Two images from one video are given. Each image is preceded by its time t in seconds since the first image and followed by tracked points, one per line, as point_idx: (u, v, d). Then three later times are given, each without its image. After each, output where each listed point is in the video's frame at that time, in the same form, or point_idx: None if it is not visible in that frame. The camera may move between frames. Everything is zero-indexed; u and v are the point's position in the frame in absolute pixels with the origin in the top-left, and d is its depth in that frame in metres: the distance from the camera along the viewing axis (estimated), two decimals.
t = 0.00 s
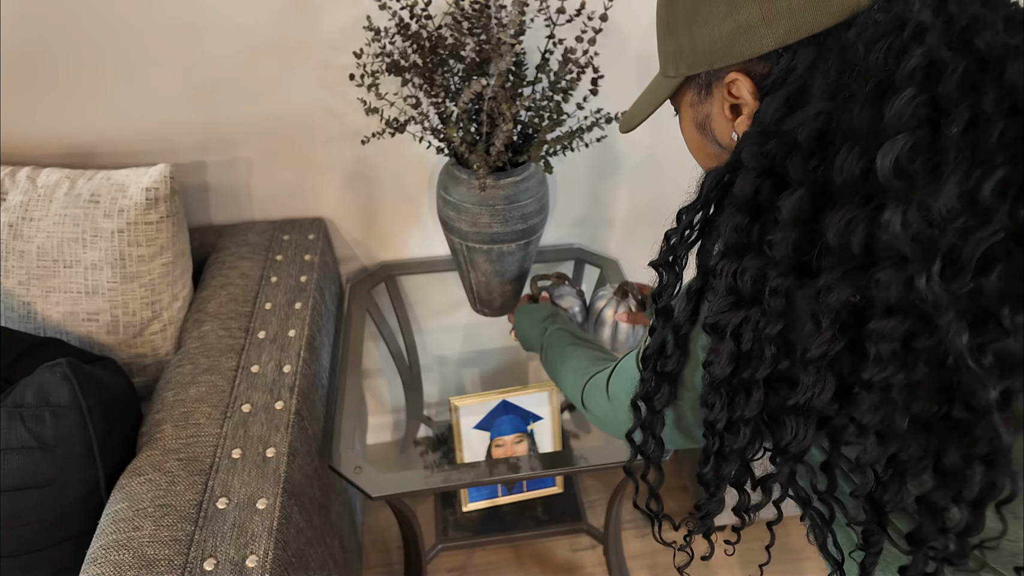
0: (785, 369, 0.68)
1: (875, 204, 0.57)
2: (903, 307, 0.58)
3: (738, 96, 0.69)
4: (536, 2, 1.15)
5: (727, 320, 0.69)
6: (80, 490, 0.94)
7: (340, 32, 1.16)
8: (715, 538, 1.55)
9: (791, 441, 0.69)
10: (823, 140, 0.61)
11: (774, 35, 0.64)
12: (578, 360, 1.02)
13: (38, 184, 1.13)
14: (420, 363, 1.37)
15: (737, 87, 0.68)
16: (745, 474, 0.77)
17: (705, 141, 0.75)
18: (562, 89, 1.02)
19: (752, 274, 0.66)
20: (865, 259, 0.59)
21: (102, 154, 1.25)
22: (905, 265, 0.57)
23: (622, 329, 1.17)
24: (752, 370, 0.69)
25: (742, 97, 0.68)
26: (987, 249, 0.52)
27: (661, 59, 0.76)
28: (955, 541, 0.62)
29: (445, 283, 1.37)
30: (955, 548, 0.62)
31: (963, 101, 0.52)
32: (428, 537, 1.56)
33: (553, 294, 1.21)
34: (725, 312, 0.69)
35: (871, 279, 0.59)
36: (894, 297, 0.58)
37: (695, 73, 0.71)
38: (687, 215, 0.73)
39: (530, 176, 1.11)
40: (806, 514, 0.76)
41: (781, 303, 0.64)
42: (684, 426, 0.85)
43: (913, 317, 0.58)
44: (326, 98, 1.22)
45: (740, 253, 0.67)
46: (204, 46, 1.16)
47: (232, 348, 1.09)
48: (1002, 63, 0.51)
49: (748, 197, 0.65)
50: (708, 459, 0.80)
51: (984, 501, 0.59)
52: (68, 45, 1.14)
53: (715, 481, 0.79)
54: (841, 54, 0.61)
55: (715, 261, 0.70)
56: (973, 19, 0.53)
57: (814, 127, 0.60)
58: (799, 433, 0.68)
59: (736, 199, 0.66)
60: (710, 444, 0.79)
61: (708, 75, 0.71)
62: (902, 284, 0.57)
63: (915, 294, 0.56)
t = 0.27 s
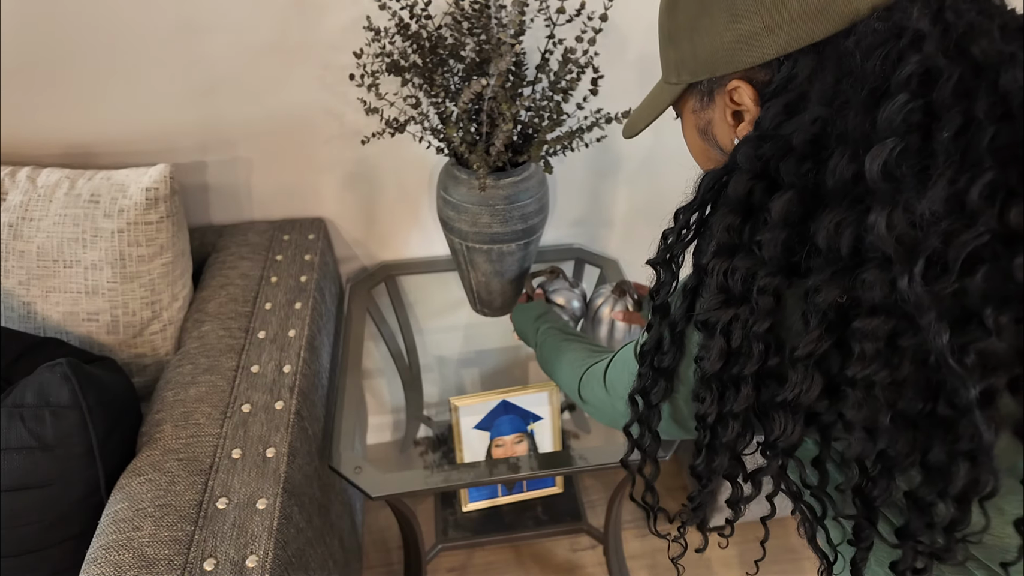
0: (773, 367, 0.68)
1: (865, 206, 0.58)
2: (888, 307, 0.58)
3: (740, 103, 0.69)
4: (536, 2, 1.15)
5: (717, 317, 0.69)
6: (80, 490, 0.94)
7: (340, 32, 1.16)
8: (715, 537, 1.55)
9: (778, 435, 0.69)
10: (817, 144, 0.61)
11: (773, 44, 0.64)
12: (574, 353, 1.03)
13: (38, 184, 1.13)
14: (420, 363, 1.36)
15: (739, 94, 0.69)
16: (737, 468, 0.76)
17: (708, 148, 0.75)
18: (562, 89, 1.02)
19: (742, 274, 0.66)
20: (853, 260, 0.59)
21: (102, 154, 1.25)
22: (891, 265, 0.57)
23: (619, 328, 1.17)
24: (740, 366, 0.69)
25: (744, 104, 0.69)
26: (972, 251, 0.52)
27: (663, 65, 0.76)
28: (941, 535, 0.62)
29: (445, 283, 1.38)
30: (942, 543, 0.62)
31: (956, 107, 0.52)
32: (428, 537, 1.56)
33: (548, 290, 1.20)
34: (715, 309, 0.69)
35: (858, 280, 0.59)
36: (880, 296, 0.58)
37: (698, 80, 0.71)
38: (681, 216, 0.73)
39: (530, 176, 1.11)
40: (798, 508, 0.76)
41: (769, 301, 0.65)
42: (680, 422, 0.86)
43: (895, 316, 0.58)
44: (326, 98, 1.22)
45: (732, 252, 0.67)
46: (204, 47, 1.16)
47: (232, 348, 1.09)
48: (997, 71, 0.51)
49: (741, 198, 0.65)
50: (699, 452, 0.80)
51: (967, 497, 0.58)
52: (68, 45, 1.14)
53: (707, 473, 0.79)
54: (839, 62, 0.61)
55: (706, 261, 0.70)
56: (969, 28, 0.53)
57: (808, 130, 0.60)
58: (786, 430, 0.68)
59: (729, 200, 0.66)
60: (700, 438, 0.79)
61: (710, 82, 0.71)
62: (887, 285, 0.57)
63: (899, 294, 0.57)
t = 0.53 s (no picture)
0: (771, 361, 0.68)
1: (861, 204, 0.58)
2: (884, 305, 0.59)
3: (742, 106, 0.69)
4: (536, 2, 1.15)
5: (716, 312, 0.69)
6: (80, 490, 0.94)
7: (340, 32, 1.16)
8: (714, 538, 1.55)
9: (775, 431, 0.68)
10: (816, 144, 0.61)
11: (774, 49, 0.64)
12: (573, 353, 1.03)
13: (38, 185, 1.13)
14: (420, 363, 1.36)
15: (741, 97, 0.68)
16: (735, 462, 0.76)
17: (711, 151, 0.75)
18: (562, 89, 1.02)
19: (741, 269, 0.66)
20: (850, 257, 0.60)
21: (102, 154, 1.25)
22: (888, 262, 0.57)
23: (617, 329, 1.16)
24: (738, 360, 0.69)
25: (746, 107, 0.68)
26: (968, 248, 0.53)
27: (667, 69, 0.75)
28: (935, 530, 0.62)
29: (446, 283, 1.38)
30: (935, 537, 0.62)
31: (954, 108, 0.53)
32: (428, 538, 1.56)
33: (547, 289, 1.20)
34: (714, 305, 0.69)
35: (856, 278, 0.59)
36: (875, 293, 0.58)
37: (700, 83, 0.71)
38: (681, 212, 0.73)
39: (530, 175, 1.11)
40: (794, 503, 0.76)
41: (767, 297, 0.65)
42: (678, 419, 0.86)
43: (892, 313, 0.58)
44: (326, 98, 1.22)
45: (730, 248, 0.67)
46: (204, 47, 1.16)
47: (232, 348, 1.09)
48: (995, 73, 0.52)
49: (740, 195, 0.65)
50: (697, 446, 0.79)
51: (961, 492, 0.58)
52: (68, 45, 1.14)
53: (706, 467, 0.78)
54: (839, 64, 0.61)
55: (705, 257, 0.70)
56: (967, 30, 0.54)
57: (808, 130, 0.60)
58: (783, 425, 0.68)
59: (728, 198, 0.66)
60: (699, 432, 0.78)
61: (713, 85, 0.70)
62: (882, 284, 0.58)
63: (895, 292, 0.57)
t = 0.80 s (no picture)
0: (757, 367, 0.68)
1: (846, 212, 0.58)
2: (870, 313, 0.59)
3: (736, 111, 0.69)
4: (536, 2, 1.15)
5: (704, 317, 0.69)
6: (80, 490, 0.94)
7: (340, 32, 1.16)
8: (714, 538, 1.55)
9: (764, 436, 0.69)
10: (803, 152, 0.61)
11: (769, 55, 0.64)
12: (570, 351, 1.03)
13: (38, 184, 1.13)
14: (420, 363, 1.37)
15: (734, 102, 0.69)
16: (726, 463, 0.76)
17: (705, 154, 0.75)
18: (562, 89, 1.02)
19: (729, 274, 0.66)
20: (836, 265, 0.60)
21: (103, 154, 1.25)
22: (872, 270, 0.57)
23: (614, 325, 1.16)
24: (725, 365, 0.69)
25: (739, 111, 0.69)
26: (955, 256, 0.53)
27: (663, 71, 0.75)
28: (922, 532, 0.62)
29: (445, 283, 1.38)
30: (923, 539, 0.63)
31: (943, 117, 0.52)
32: (428, 538, 1.55)
33: (543, 289, 1.18)
34: (702, 310, 0.69)
35: (841, 286, 0.60)
36: (860, 301, 0.58)
37: (696, 87, 0.71)
38: (671, 216, 0.73)
39: (528, 177, 1.11)
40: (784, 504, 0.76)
41: (753, 302, 0.65)
42: (670, 419, 0.86)
43: (876, 321, 0.59)
44: (326, 98, 1.22)
45: (718, 254, 0.67)
46: (205, 47, 1.16)
47: (232, 348, 1.09)
48: (986, 82, 0.51)
49: (729, 201, 0.65)
50: (687, 448, 0.79)
51: (947, 494, 0.59)
52: (68, 45, 1.14)
53: (695, 469, 0.78)
54: (829, 72, 0.61)
55: (693, 262, 0.70)
56: (959, 40, 0.53)
57: (796, 138, 0.60)
58: (771, 431, 0.68)
59: (716, 204, 0.66)
60: (689, 434, 0.78)
61: (708, 89, 0.71)
62: (866, 292, 0.58)
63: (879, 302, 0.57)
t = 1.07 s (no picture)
0: (757, 368, 0.68)
1: (846, 214, 0.58)
2: (869, 316, 0.59)
3: (738, 112, 0.69)
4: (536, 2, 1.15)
5: (704, 317, 0.68)
6: (80, 489, 0.94)
7: (340, 32, 1.16)
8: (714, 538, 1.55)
9: (764, 436, 0.69)
10: (805, 153, 0.60)
11: (770, 59, 0.64)
12: (572, 346, 1.03)
13: (38, 185, 1.13)
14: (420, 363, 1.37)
15: (736, 103, 0.68)
16: (725, 463, 0.76)
17: (706, 155, 0.75)
18: (562, 89, 1.02)
19: (729, 275, 0.66)
20: (836, 267, 0.60)
21: (103, 154, 1.25)
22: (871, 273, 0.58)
23: (614, 326, 1.17)
24: (725, 365, 0.69)
25: (741, 113, 0.68)
26: (955, 258, 0.53)
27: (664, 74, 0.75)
28: (922, 533, 0.62)
29: (445, 283, 1.38)
30: (922, 540, 0.63)
31: (943, 119, 0.52)
32: (428, 538, 1.56)
33: (545, 288, 1.20)
34: (702, 310, 0.68)
35: (840, 288, 0.60)
36: (860, 303, 0.59)
37: (697, 89, 0.71)
38: (673, 217, 0.73)
39: (528, 177, 1.11)
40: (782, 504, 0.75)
41: (753, 303, 0.65)
42: (671, 418, 0.86)
43: (876, 323, 0.59)
44: (326, 98, 1.22)
45: (718, 254, 0.67)
46: (205, 47, 1.16)
47: (233, 348, 1.09)
48: (987, 84, 0.51)
49: (730, 202, 0.64)
50: (687, 447, 0.79)
51: (947, 496, 0.59)
52: (68, 45, 1.14)
53: (695, 469, 0.78)
54: (830, 75, 0.61)
55: (693, 262, 0.70)
56: (960, 42, 0.53)
57: (797, 139, 0.60)
58: (771, 431, 0.68)
59: (717, 204, 0.65)
60: (688, 433, 0.78)
61: (709, 91, 0.70)
62: (866, 294, 0.58)
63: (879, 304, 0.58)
